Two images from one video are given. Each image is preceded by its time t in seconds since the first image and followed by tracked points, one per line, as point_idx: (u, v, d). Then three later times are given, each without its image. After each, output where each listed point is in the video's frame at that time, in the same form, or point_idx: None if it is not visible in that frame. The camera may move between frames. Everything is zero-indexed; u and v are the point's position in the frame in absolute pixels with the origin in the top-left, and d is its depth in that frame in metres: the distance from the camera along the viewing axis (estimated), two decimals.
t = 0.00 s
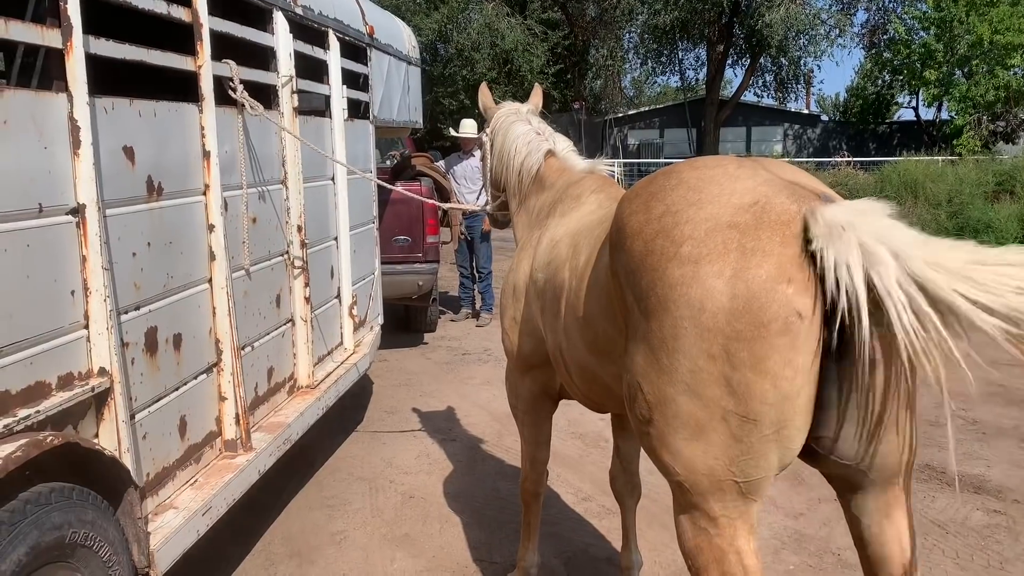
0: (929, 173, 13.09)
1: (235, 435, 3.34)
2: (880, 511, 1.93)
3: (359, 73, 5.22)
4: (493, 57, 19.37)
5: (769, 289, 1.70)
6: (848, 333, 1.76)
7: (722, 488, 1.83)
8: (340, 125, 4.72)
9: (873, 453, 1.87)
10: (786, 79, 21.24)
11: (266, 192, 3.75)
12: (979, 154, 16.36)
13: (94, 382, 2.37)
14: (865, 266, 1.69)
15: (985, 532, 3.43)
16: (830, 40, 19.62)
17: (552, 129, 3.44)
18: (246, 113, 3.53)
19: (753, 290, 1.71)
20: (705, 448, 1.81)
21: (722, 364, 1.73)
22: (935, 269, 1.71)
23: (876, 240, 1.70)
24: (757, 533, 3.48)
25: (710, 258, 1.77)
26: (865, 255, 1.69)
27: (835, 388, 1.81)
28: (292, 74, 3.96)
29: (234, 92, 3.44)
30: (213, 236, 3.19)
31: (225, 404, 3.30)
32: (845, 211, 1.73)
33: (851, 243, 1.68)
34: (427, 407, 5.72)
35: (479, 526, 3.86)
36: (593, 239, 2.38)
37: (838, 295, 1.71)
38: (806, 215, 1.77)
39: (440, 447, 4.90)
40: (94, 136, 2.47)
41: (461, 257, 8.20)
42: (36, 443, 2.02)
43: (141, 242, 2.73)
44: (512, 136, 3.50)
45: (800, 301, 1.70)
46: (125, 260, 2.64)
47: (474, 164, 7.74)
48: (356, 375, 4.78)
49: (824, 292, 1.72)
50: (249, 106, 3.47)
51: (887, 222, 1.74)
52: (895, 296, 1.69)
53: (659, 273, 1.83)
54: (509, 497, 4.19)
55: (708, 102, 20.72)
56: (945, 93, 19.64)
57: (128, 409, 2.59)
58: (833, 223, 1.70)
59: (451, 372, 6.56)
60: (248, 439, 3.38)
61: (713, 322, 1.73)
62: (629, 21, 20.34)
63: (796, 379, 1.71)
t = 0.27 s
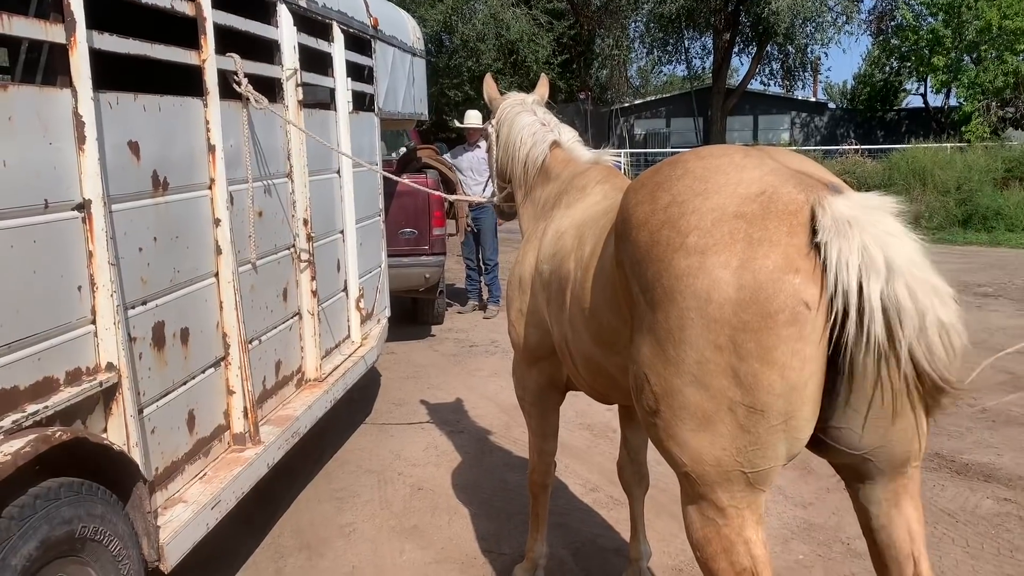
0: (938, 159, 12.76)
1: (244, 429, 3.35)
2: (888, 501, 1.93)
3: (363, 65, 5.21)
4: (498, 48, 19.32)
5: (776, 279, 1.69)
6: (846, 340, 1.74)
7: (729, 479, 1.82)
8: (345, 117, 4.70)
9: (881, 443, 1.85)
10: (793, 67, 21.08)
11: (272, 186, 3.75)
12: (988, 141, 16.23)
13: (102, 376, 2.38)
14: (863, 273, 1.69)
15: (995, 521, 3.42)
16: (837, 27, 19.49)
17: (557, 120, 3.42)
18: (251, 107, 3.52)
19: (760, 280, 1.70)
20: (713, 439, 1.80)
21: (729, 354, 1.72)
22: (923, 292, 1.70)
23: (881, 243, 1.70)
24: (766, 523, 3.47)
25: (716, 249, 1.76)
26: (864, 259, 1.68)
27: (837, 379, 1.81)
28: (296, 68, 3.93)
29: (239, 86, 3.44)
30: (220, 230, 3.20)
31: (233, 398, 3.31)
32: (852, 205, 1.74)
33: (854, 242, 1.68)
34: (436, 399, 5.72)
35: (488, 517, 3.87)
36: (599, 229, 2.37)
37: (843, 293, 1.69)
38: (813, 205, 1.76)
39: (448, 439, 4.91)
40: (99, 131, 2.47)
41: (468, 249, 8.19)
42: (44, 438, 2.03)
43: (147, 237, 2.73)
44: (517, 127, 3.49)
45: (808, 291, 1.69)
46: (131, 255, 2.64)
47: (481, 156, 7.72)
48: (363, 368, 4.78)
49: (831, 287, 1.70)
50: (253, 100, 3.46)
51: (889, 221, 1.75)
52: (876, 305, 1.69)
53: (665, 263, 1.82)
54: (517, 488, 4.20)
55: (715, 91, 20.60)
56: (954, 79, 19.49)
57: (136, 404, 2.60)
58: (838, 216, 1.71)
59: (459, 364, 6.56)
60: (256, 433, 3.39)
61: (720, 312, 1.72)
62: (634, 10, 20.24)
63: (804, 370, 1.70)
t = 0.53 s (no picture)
0: (943, 143, 12.65)
1: (250, 420, 3.36)
2: (895, 490, 1.91)
3: (365, 54, 5.18)
4: (501, 35, 19.24)
5: (781, 269, 1.68)
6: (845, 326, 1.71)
7: (735, 469, 1.81)
8: (348, 107, 4.69)
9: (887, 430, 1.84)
10: (798, 51, 20.91)
11: (276, 177, 3.74)
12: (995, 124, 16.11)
13: (107, 370, 2.38)
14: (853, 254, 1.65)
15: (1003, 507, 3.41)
16: (842, 10, 19.35)
17: (561, 108, 3.41)
18: (253, 98, 3.51)
19: (764, 270, 1.69)
20: (718, 429, 1.79)
21: (734, 345, 1.72)
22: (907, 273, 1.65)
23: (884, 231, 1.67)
24: (772, 510, 3.47)
25: (721, 238, 1.75)
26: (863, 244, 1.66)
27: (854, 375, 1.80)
28: (299, 58, 3.92)
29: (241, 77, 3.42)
30: (224, 222, 3.19)
31: (239, 390, 3.32)
32: (854, 194, 1.72)
33: (853, 227, 1.66)
34: (441, 388, 5.73)
35: (495, 506, 3.88)
36: (603, 218, 2.36)
37: (839, 281, 1.66)
38: (818, 194, 1.75)
39: (454, 428, 4.92)
40: (101, 124, 2.46)
41: (472, 237, 8.18)
42: (50, 432, 2.03)
43: (151, 229, 2.73)
44: (521, 115, 3.47)
45: (813, 280, 1.68)
46: (136, 248, 2.64)
47: (484, 144, 7.71)
48: (369, 358, 4.79)
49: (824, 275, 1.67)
50: (256, 91, 3.45)
51: (890, 210, 1.72)
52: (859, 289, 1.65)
53: (670, 253, 1.82)
54: (524, 477, 4.21)
55: (719, 76, 20.47)
56: (960, 62, 19.33)
57: (143, 396, 2.60)
58: (837, 205, 1.70)
59: (464, 353, 6.56)
60: (262, 424, 3.40)
61: (724, 302, 1.72)
62: None
63: (809, 360, 1.69)
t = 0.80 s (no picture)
0: (933, 130, 12.73)
1: (239, 412, 3.34)
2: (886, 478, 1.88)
3: (353, 43, 5.14)
4: (491, 23, 19.17)
5: (770, 258, 1.67)
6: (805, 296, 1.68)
7: (727, 460, 1.81)
8: (336, 96, 4.65)
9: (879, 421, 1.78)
10: (788, 39, 20.90)
11: (263, 167, 3.71)
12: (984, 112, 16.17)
13: (94, 363, 2.36)
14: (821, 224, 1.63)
15: (990, 494, 3.44)
16: None
17: (551, 98, 3.39)
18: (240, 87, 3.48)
19: (753, 259, 1.68)
20: (709, 420, 1.79)
21: (724, 335, 1.71)
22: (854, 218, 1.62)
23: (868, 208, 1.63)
24: (762, 498, 3.49)
25: (710, 228, 1.75)
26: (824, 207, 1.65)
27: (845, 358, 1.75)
28: (286, 46, 3.91)
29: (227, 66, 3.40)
30: (210, 213, 3.16)
31: (228, 381, 3.29)
32: (838, 179, 1.69)
33: (834, 207, 1.63)
34: (432, 378, 5.72)
35: (486, 496, 3.89)
36: (593, 209, 2.35)
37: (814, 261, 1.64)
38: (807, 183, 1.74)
39: (445, 418, 4.92)
40: (85, 115, 2.43)
41: (462, 227, 8.16)
42: (36, 427, 2.01)
43: (137, 221, 2.70)
44: (511, 105, 3.45)
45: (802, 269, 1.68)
46: (121, 240, 2.61)
47: (472, 133, 7.63)
48: (359, 349, 4.77)
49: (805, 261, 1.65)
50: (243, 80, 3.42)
51: (872, 192, 1.69)
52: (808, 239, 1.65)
53: (660, 243, 1.82)
54: (514, 467, 4.21)
55: (709, 64, 20.46)
56: (949, 49, 19.38)
57: (130, 389, 2.58)
58: (819, 189, 1.68)
59: (455, 343, 6.56)
60: (251, 416, 3.38)
61: (713, 292, 1.71)
62: None
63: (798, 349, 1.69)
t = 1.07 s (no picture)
0: (903, 132, 12.91)
1: (209, 413, 3.30)
2: (853, 478, 1.93)
3: (327, 40, 5.11)
4: (466, 22, 19.15)
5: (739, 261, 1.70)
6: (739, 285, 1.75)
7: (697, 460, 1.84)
8: (309, 93, 4.61)
9: (848, 422, 1.82)
10: (760, 40, 21.11)
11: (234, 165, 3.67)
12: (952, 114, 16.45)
13: (60, 364, 2.32)
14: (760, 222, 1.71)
15: (956, 491, 3.51)
16: None
17: (524, 97, 3.40)
18: (211, 84, 3.44)
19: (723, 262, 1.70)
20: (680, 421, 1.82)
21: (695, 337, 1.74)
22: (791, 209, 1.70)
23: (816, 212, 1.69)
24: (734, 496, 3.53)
25: (680, 229, 1.77)
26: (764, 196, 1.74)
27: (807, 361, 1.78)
28: (257, 44, 3.87)
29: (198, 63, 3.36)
30: (180, 211, 3.13)
31: (197, 382, 3.26)
32: (802, 180, 1.74)
33: (789, 208, 1.69)
34: (406, 378, 5.70)
35: (459, 496, 3.89)
36: (566, 210, 2.36)
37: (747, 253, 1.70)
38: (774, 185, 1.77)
39: (419, 418, 4.90)
40: (51, 111, 2.39)
41: (436, 226, 8.13)
42: None
43: (105, 220, 2.66)
44: (484, 104, 3.45)
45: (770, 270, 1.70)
46: (89, 239, 2.57)
47: (445, 131, 7.60)
48: (332, 348, 4.75)
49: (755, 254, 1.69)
50: (213, 77, 3.38)
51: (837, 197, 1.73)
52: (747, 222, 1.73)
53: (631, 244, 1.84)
54: (488, 467, 4.21)
55: (683, 64, 20.61)
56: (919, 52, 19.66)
57: (97, 390, 2.54)
58: (781, 192, 1.72)
59: (429, 342, 6.54)
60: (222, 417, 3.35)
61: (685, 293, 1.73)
62: None
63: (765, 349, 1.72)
